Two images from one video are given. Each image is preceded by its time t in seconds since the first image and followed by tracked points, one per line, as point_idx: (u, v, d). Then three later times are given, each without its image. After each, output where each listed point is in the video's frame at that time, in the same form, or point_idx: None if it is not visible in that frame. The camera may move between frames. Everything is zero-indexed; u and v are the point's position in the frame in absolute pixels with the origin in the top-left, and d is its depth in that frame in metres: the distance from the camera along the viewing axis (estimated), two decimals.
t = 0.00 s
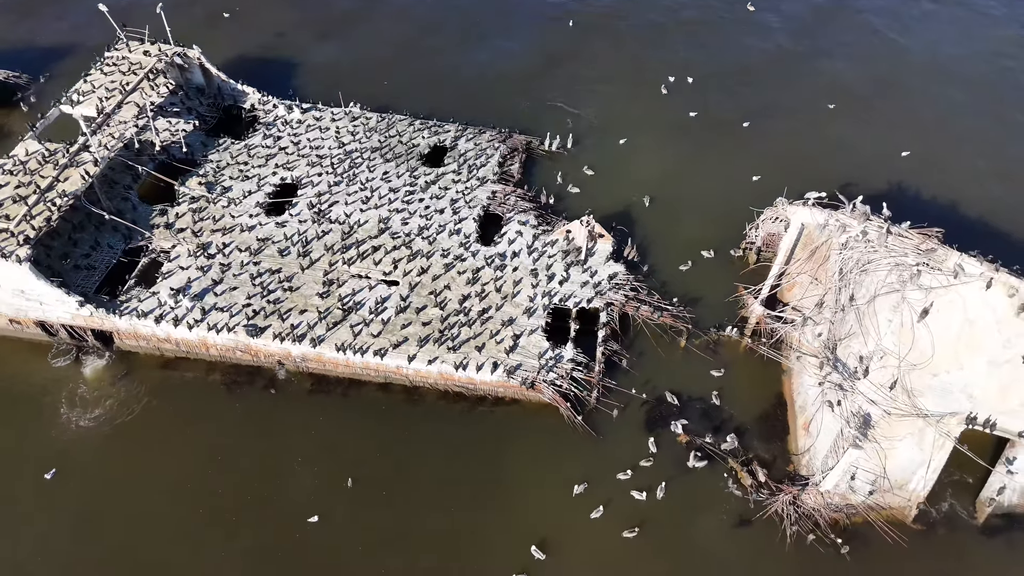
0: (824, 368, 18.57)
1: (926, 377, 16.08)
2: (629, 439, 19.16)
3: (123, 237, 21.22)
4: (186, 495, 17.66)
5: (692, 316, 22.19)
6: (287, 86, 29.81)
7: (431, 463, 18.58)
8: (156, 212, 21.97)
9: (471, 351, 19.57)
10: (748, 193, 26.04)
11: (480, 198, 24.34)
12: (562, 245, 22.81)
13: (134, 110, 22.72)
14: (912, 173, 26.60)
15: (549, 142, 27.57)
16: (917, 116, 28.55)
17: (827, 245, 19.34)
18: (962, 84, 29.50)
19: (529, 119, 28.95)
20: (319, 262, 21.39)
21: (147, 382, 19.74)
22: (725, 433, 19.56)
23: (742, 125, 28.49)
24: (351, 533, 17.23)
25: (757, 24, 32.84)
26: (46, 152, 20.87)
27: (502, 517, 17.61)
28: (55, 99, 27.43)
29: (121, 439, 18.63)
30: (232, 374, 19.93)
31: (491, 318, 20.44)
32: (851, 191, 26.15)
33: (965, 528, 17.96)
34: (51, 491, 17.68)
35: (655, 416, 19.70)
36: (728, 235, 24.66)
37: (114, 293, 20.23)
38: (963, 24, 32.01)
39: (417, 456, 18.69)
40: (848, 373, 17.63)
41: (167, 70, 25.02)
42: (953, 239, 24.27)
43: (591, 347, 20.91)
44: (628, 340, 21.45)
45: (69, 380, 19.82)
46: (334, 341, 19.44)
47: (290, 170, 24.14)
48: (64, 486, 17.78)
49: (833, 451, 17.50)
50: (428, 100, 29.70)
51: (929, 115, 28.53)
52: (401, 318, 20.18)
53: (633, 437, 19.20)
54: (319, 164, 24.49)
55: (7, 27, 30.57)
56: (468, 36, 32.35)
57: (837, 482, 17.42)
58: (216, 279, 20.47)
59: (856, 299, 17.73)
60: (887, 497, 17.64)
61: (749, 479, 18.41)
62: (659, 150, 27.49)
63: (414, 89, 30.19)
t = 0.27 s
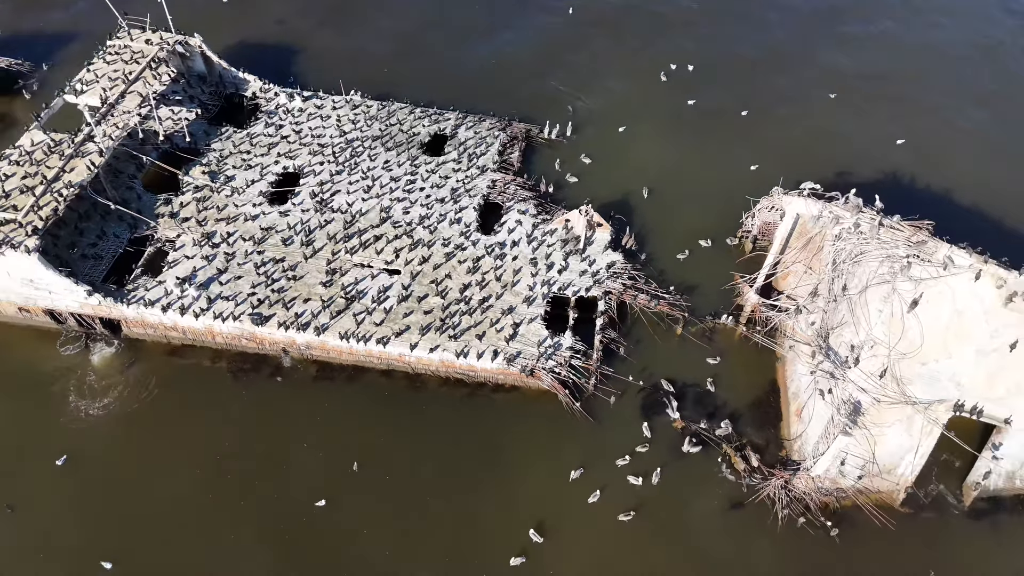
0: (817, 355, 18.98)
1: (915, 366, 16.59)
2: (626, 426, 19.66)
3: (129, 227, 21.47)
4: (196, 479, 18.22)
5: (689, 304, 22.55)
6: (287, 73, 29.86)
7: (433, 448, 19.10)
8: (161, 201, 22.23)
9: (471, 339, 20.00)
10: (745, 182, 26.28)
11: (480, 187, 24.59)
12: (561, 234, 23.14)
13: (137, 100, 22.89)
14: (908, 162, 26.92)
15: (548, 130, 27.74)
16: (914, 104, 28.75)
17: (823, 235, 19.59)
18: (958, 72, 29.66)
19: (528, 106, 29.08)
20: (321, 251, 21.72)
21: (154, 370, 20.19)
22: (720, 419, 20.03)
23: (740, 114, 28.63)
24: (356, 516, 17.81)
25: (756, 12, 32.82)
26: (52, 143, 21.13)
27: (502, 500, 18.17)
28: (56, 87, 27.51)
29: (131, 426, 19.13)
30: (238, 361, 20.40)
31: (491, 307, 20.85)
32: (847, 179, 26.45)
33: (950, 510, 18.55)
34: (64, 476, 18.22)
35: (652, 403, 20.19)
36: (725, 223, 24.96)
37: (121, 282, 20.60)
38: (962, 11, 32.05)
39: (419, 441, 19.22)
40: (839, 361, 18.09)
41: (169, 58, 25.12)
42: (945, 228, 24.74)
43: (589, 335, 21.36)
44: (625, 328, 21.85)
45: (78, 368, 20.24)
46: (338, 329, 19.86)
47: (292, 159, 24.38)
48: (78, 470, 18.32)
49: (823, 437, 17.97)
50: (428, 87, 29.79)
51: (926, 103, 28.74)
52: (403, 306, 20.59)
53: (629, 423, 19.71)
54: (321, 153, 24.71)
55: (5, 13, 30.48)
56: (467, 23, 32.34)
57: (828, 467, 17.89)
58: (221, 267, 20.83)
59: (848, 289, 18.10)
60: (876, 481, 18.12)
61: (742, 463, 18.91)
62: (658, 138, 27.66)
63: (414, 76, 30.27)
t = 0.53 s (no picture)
0: (810, 347, 19.31)
1: (905, 359, 17.17)
2: (623, 416, 20.15)
3: (135, 220, 21.84)
4: (205, 468, 18.75)
5: (685, 297, 22.95)
6: (287, 65, 30.00)
7: (434, 438, 19.59)
8: (166, 195, 22.54)
9: (472, 332, 20.41)
10: (742, 175, 26.54)
11: (480, 180, 24.90)
12: (560, 228, 23.46)
13: (140, 94, 23.19)
14: (902, 155, 27.29)
15: (548, 123, 27.94)
16: (909, 97, 29.03)
17: (817, 231, 19.84)
18: (953, 65, 29.90)
19: (527, 99, 29.27)
20: (324, 244, 22.06)
21: (162, 361, 20.65)
22: (714, 410, 20.50)
23: (737, 107, 28.82)
24: (360, 504, 18.35)
25: (754, 4, 32.92)
26: (58, 137, 21.38)
27: (502, 488, 18.69)
28: (57, 81, 27.64)
29: (140, 417, 19.62)
30: (244, 352, 20.86)
31: (491, 300, 21.25)
32: (842, 171, 26.76)
33: (938, 497, 19.05)
34: (76, 466, 18.73)
35: (648, 394, 20.67)
36: (721, 217, 25.25)
37: (128, 275, 20.99)
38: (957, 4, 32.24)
39: (421, 430, 19.70)
40: (830, 354, 18.43)
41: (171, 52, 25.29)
42: (937, 222, 25.22)
43: (587, 327, 21.77)
44: (623, 320, 22.27)
45: (87, 360, 20.71)
46: (341, 322, 20.27)
47: (295, 152, 24.62)
48: (90, 460, 18.82)
49: (815, 428, 18.43)
50: (428, 79, 29.94)
51: (921, 96, 29.01)
52: (405, 299, 20.99)
53: (626, 414, 20.20)
54: (323, 147, 24.96)
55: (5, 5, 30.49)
56: (466, 14, 32.41)
57: (820, 457, 18.38)
58: (225, 261, 21.18)
59: (841, 283, 18.46)
60: (867, 470, 18.63)
61: (735, 453, 19.44)
62: (656, 131, 27.89)
63: (414, 68, 30.40)
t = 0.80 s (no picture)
0: (803, 341, 19.73)
1: (895, 354, 17.73)
2: (620, 409, 20.63)
3: (141, 215, 22.15)
4: (213, 459, 19.25)
5: (682, 291, 23.36)
6: (288, 60, 30.17)
7: (435, 430, 20.08)
8: (171, 190, 22.86)
9: (473, 326, 20.85)
10: (739, 171, 26.82)
11: (480, 175, 25.21)
12: (559, 223, 23.86)
13: (145, 91, 23.43)
14: (897, 149, 27.63)
15: (547, 118, 28.19)
16: (903, 93, 29.37)
17: (811, 228, 20.24)
18: (946, 63, 30.32)
19: (526, 93, 29.48)
20: (327, 239, 22.42)
21: (168, 354, 21.10)
22: (710, 402, 20.97)
23: (735, 102, 29.06)
24: (363, 494, 18.87)
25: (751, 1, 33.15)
26: (64, 134, 21.74)
27: (501, 479, 19.20)
28: (59, 76, 27.82)
29: (148, 410, 20.09)
30: (249, 346, 21.33)
31: (491, 294, 21.66)
32: (838, 167, 27.09)
33: (926, 487, 19.56)
34: (86, 458, 19.20)
35: (645, 387, 21.14)
36: (718, 212, 25.59)
37: (135, 270, 21.35)
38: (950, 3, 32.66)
39: (423, 422, 20.18)
40: (823, 349, 18.82)
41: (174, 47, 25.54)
42: (929, 217, 25.62)
43: (586, 322, 22.20)
44: (621, 314, 22.67)
45: (96, 354, 21.15)
46: (345, 316, 20.70)
47: (297, 148, 24.91)
48: (100, 452, 19.31)
49: (807, 420, 18.89)
50: (428, 74, 30.14)
51: (916, 93, 29.35)
52: (407, 294, 21.39)
53: (623, 406, 20.68)
54: (325, 142, 25.24)
55: None
56: (465, 10, 32.61)
57: (812, 449, 18.89)
58: (230, 256, 21.56)
59: (834, 279, 18.85)
60: (857, 461, 19.11)
61: (730, 445, 19.91)
62: (654, 126, 28.13)
63: (414, 62, 30.59)
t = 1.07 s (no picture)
0: (797, 339, 20.15)
1: (886, 351, 18.11)
2: (618, 404, 21.09)
3: (147, 214, 22.50)
4: (220, 454, 19.73)
5: (679, 288, 23.77)
6: (290, 57, 30.38)
7: (436, 425, 20.54)
8: (176, 189, 23.19)
9: (474, 324, 21.28)
10: (735, 169, 27.15)
11: (481, 174, 25.54)
12: (558, 221, 24.25)
13: (150, 91, 23.73)
14: (892, 148, 27.97)
15: (547, 116, 28.48)
16: (898, 91, 29.71)
17: (805, 227, 20.61)
18: (940, 62, 30.66)
19: (526, 91, 29.73)
20: (330, 237, 22.79)
21: (175, 351, 21.53)
22: (705, 398, 21.43)
23: (732, 100, 29.33)
24: (367, 488, 19.35)
25: None
26: (71, 133, 22.04)
27: (501, 473, 19.68)
28: (63, 73, 28.06)
29: (156, 405, 20.54)
30: (253, 342, 21.77)
31: (492, 292, 22.06)
32: (833, 165, 27.43)
33: (916, 481, 20.07)
34: (96, 454, 19.65)
35: (642, 383, 21.59)
36: (715, 210, 25.92)
37: (142, 268, 21.71)
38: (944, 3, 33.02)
39: (424, 418, 20.64)
40: (817, 346, 19.24)
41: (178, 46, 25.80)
42: (922, 215, 26.00)
43: (584, 319, 22.64)
44: (619, 311, 23.08)
45: (103, 351, 21.55)
46: (348, 314, 21.12)
47: (300, 146, 25.21)
48: (110, 447, 19.77)
49: (800, 416, 19.34)
50: (428, 71, 30.36)
51: (910, 92, 29.68)
52: (409, 292, 21.80)
53: (621, 402, 21.13)
54: (327, 140, 25.53)
55: None
56: (465, 8, 32.85)
57: (804, 444, 19.36)
58: (235, 254, 21.94)
59: (827, 278, 19.25)
60: (848, 456, 19.63)
61: (725, 439, 20.41)
62: (652, 124, 28.43)
63: (414, 59, 30.81)
